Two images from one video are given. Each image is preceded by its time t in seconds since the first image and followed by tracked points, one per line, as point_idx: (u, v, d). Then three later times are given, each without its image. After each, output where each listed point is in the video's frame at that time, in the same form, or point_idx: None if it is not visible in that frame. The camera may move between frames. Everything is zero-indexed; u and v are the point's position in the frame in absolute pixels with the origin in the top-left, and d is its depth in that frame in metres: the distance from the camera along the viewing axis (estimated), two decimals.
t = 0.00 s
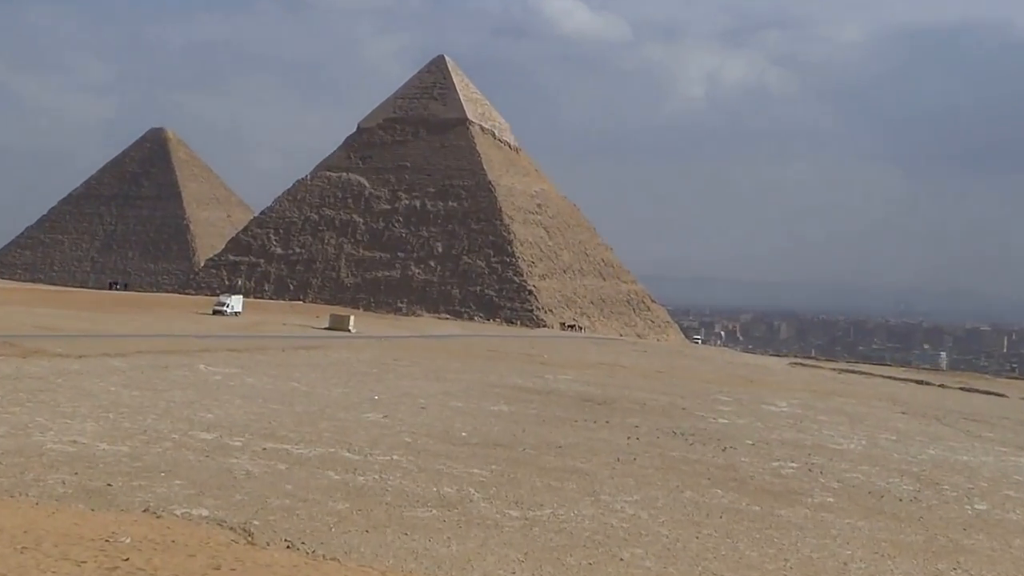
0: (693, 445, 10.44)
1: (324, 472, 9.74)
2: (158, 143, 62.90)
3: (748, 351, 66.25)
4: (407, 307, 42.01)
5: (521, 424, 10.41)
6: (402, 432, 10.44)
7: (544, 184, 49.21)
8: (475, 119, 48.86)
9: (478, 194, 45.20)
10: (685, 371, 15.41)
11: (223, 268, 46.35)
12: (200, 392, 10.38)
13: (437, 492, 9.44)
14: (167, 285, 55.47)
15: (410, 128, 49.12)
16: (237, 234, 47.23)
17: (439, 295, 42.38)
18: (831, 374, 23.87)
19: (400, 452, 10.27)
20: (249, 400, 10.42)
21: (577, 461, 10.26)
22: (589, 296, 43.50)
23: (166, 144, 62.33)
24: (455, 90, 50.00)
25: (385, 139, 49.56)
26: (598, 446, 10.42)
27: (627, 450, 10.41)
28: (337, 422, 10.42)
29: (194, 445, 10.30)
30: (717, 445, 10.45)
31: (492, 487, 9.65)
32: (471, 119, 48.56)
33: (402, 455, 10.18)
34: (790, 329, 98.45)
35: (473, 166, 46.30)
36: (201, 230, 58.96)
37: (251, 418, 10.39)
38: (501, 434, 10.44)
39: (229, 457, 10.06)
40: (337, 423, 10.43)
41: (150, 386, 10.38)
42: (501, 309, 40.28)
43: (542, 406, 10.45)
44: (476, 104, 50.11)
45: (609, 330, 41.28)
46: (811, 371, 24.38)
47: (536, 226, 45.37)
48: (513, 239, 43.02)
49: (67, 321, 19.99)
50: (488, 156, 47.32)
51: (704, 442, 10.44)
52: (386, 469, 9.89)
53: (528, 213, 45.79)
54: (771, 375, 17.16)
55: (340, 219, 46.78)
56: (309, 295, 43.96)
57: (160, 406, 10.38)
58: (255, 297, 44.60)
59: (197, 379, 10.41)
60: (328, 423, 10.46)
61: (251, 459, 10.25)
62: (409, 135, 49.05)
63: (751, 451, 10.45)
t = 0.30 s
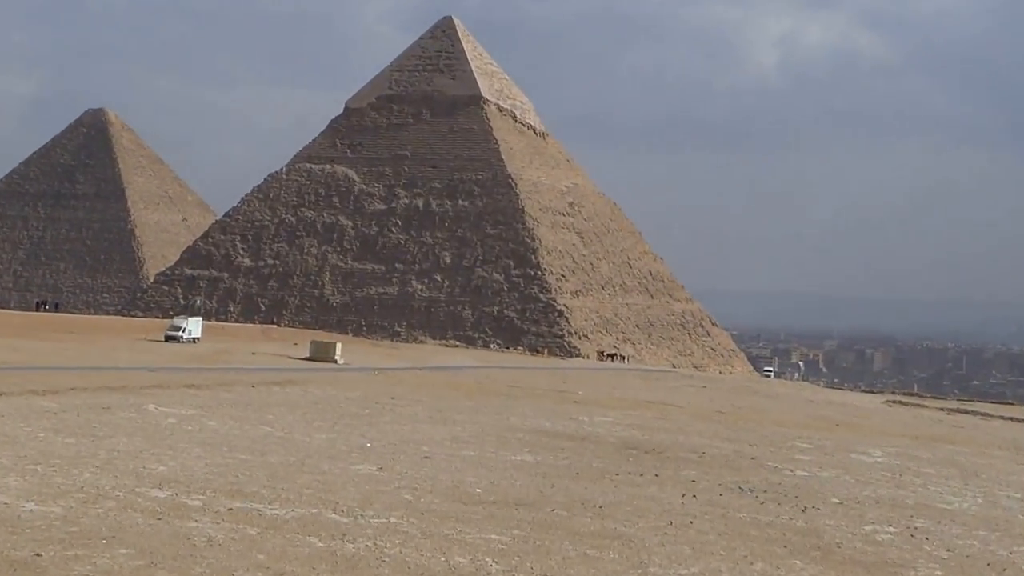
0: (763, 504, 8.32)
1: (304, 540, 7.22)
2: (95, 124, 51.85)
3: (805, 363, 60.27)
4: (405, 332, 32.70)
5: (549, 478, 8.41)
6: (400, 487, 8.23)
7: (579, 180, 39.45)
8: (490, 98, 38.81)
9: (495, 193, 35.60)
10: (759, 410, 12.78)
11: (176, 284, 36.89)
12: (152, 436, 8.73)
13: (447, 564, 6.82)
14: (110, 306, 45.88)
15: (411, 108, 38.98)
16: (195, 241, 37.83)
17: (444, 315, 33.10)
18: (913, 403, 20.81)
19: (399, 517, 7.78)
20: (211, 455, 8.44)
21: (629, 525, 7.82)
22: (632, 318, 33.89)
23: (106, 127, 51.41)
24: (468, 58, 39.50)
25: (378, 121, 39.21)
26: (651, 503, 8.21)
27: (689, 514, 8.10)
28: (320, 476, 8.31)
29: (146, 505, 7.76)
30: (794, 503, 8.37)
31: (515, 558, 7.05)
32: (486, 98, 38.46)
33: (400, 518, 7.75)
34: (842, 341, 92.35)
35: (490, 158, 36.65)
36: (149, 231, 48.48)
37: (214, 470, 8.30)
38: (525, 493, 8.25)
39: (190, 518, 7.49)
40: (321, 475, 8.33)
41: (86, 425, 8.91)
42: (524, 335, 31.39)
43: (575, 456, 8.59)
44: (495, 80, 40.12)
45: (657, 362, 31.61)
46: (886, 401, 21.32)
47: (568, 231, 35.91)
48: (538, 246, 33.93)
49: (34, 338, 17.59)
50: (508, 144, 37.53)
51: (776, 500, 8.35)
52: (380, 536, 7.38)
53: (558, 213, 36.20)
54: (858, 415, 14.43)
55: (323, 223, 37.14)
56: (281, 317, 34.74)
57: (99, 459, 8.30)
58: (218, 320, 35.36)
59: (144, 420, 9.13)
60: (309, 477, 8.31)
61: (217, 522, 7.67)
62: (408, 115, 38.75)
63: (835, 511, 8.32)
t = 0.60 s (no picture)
0: (834, 544, 7.17)
1: None
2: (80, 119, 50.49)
3: (869, 382, 57.74)
4: (427, 351, 30.65)
5: (590, 515, 7.45)
6: (422, 526, 7.22)
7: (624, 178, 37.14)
8: (523, 86, 36.66)
9: (527, 194, 33.48)
10: (824, 436, 11.65)
11: (171, 297, 34.71)
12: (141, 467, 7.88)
13: None
14: (95, 319, 44.73)
15: (433, 97, 36.88)
16: (190, 248, 35.62)
17: (471, 331, 31.05)
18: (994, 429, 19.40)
19: (419, 560, 6.71)
20: (210, 488, 7.51)
21: (685, 566, 6.69)
22: (683, 332, 31.86)
23: (91, 124, 50.09)
24: (495, 43, 37.25)
25: (397, 113, 36.97)
26: (707, 543, 7.10)
27: (750, 555, 6.94)
28: (331, 514, 7.35)
29: (135, 545, 6.79)
30: (868, 544, 7.18)
31: None
32: (516, 85, 36.23)
33: (420, 560, 6.69)
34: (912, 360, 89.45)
35: (522, 154, 34.45)
36: (137, 237, 47.23)
37: (212, 506, 7.35)
38: (562, 533, 7.19)
39: (184, 561, 6.52)
40: (335, 513, 7.37)
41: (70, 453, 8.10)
42: (563, 353, 29.50)
43: (618, 492, 7.72)
44: (529, 67, 37.81)
45: (713, 384, 29.44)
46: (938, 422, 20.05)
47: (611, 236, 33.82)
48: (577, 253, 31.91)
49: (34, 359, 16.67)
50: (544, 139, 35.33)
51: (847, 540, 7.23)
52: None
53: (599, 217, 34.04)
54: (933, 444, 13.23)
55: (334, 227, 34.95)
56: (289, 333, 32.74)
57: (83, 494, 7.38)
58: (218, 337, 33.20)
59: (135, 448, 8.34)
60: (319, 514, 7.35)
61: (215, 565, 6.68)
62: (430, 106, 36.58)
63: (917, 552, 7.07)
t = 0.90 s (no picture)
0: (871, 553, 6.95)
1: None
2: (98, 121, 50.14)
3: (903, 388, 57.16)
4: (455, 357, 30.59)
5: (621, 524, 7.27)
6: (449, 535, 7.04)
7: (655, 178, 36.72)
8: (552, 83, 36.27)
9: (556, 195, 33.37)
10: (863, 443, 11.45)
11: (192, 301, 34.57)
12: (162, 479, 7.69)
13: None
14: (115, 323, 44.99)
15: (461, 95, 36.43)
16: (211, 250, 35.41)
17: (499, 335, 31.01)
18: None
19: (445, 570, 6.52)
20: (232, 495, 7.34)
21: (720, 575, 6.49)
22: (718, 338, 31.63)
23: (109, 123, 49.56)
24: (525, 40, 36.80)
25: (422, 112, 36.52)
26: (742, 552, 6.89)
27: (786, 564, 6.73)
28: (357, 523, 7.18)
29: (155, 553, 6.63)
30: (907, 553, 6.96)
31: None
32: (545, 84, 35.90)
33: (447, 570, 6.51)
34: (950, 365, 88.68)
35: (552, 154, 34.24)
36: (159, 239, 47.25)
37: (234, 515, 7.18)
38: (592, 542, 7.00)
39: (206, 570, 6.35)
40: (359, 521, 7.20)
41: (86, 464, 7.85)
42: (594, 358, 29.56)
43: (650, 499, 7.57)
44: (559, 64, 37.46)
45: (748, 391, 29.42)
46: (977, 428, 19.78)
47: (643, 237, 33.60)
48: (608, 255, 31.97)
49: (57, 365, 16.54)
50: (573, 139, 34.98)
51: (886, 549, 7.01)
52: None
53: (630, 218, 33.83)
54: (973, 450, 13.01)
55: (359, 229, 34.69)
56: (313, 339, 32.65)
57: (103, 502, 7.21)
58: (240, 342, 33.15)
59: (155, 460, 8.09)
60: (344, 523, 7.18)
61: (237, 575, 6.51)
62: (457, 105, 36.14)
63: (957, 561, 6.84)
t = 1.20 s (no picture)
0: (890, 553, 6.93)
1: None
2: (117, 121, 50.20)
3: (920, 387, 57.07)
4: (473, 357, 30.62)
5: (640, 524, 7.27)
6: (468, 535, 7.04)
7: (673, 178, 36.66)
8: (571, 83, 36.22)
9: (574, 195, 33.29)
10: (881, 443, 11.44)
11: (211, 301, 34.68)
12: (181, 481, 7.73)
13: None
14: (133, 324, 45.19)
15: (479, 96, 36.33)
16: (231, 251, 35.48)
17: (518, 335, 31.06)
18: None
19: (464, 570, 6.52)
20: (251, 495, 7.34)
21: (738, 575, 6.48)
22: (736, 338, 31.63)
23: (129, 124, 49.56)
24: (543, 40, 36.72)
25: (441, 112, 36.42)
26: (761, 552, 6.88)
27: (805, 564, 6.72)
28: (376, 523, 7.18)
29: (174, 554, 6.64)
30: (926, 553, 6.94)
31: None
32: (564, 84, 35.81)
33: (466, 570, 6.51)
34: (969, 364, 88.35)
35: (570, 154, 34.15)
36: (177, 240, 47.35)
37: (253, 515, 7.19)
38: (611, 542, 7.01)
39: (225, 571, 6.36)
40: (378, 521, 7.21)
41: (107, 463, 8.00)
42: (612, 358, 29.62)
43: (669, 499, 7.57)
44: (577, 63, 37.41)
45: (767, 391, 29.43)
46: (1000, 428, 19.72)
47: (660, 237, 33.55)
48: (626, 255, 31.99)
49: (75, 365, 16.57)
50: (592, 139, 34.89)
51: (905, 549, 7.00)
52: None
53: (649, 218, 33.78)
54: (992, 451, 13.00)
55: (377, 230, 34.66)
56: (332, 339, 32.71)
57: (122, 503, 7.22)
58: (259, 342, 33.25)
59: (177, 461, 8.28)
60: (362, 523, 7.19)
61: None
62: (475, 105, 35.99)
63: (976, 562, 6.83)
